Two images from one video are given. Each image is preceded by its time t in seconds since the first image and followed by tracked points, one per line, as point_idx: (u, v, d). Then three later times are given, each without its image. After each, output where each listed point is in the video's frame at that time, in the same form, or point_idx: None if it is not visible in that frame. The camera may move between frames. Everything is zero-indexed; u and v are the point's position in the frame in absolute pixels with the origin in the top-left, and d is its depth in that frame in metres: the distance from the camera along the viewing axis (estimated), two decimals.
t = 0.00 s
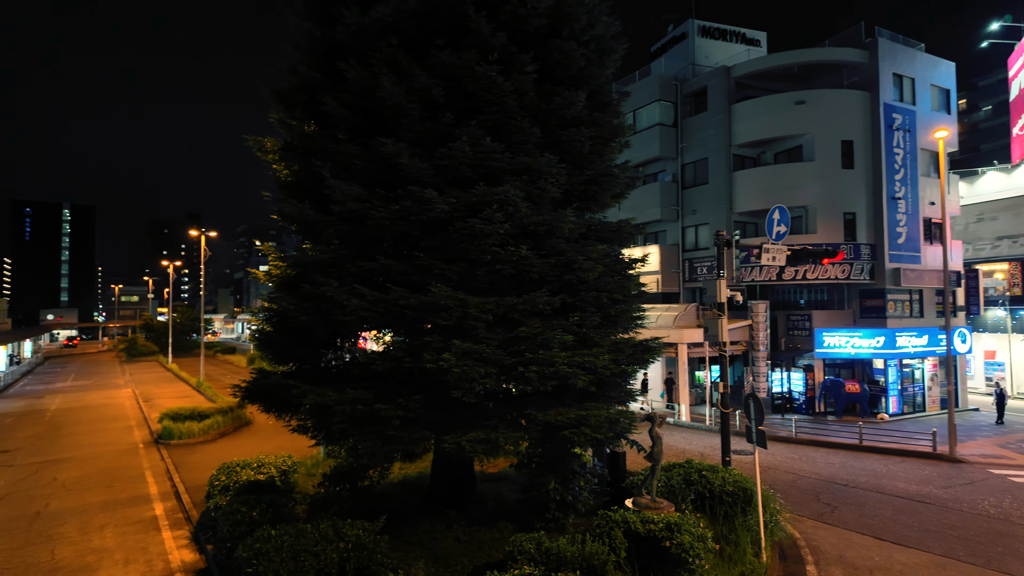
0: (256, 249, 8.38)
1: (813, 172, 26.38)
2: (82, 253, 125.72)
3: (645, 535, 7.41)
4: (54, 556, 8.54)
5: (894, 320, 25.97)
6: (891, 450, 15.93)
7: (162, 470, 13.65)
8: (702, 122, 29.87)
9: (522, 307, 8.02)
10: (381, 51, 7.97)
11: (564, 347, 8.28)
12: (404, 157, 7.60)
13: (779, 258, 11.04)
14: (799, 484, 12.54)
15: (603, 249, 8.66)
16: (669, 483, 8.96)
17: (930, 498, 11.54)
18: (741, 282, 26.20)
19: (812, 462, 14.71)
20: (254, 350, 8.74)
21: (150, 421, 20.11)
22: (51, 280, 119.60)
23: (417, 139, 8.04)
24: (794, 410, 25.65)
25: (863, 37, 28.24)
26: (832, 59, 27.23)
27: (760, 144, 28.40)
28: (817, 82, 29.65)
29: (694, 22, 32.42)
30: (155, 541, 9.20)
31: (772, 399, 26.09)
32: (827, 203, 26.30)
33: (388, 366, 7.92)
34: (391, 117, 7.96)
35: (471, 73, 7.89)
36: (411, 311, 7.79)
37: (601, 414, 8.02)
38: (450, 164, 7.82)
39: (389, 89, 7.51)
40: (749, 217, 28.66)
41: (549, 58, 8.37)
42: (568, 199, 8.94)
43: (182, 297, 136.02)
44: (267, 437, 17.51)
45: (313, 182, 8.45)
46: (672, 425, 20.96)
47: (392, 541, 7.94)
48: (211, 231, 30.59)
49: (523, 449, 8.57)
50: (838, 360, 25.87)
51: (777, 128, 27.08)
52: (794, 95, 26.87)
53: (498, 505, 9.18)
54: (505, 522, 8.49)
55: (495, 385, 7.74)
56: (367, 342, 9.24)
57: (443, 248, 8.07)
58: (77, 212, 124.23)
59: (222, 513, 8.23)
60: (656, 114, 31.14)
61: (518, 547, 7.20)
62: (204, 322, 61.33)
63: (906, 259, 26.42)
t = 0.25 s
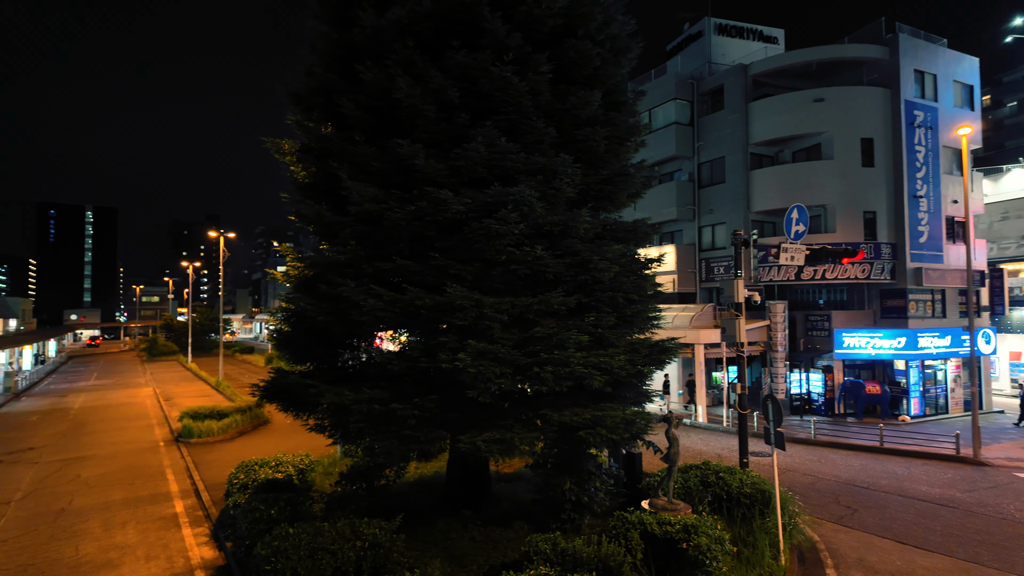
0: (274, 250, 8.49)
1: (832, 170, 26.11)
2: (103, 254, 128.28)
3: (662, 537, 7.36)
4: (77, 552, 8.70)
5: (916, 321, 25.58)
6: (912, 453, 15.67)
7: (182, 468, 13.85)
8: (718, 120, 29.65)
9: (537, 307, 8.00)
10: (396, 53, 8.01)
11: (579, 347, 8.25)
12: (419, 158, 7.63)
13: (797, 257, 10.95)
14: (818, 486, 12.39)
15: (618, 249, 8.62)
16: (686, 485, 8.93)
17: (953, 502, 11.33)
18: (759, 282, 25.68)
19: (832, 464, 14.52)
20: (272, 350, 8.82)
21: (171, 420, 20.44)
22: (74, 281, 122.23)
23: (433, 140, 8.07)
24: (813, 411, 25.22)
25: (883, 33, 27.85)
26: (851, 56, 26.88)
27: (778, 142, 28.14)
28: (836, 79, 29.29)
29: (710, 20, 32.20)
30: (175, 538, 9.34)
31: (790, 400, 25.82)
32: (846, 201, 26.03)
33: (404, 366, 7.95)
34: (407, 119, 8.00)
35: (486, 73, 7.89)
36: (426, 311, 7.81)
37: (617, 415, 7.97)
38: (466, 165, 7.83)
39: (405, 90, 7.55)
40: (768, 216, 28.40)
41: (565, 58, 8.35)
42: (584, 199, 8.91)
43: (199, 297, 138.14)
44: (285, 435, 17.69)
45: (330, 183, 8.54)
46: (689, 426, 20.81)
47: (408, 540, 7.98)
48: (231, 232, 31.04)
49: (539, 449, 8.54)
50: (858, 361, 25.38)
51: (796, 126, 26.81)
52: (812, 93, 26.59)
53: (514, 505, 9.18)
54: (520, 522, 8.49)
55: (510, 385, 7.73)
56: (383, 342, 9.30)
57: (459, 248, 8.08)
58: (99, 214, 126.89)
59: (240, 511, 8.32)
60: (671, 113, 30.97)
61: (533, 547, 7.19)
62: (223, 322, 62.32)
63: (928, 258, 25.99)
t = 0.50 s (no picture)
0: (292, 251, 8.58)
1: (852, 168, 25.80)
2: (123, 255, 130.75)
3: (679, 539, 7.30)
4: (102, 547, 8.87)
5: (938, 322, 25.13)
6: (935, 455, 15.42)
7: (202, 466, 14.04)
8: (736, 119, 29.42)
9: (552, 307, 7.98)
10: (412, 54, 8.05)
11: (594, 347, 8.20)
12: (435, 159, 7.66)
13: (817, 257, 10.81)
14: (837, 489, 12.23)
15: (634, 249, 8.55)
16: (703, 486, 8.88)
17: (978, 505, 11.11)
18: (777, 281, 25.36)
19: (851, 466, 14.33)
20: (290, 350, 8.93)
21: (191, 418, 20.76)
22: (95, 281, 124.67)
23: (448, 140, 8.08)
24: (833, 412, 25.03)
25: (904, 28, 27.42)
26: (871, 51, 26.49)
27: (797, 140, 27.85)
28: (856, 75, 28.89)
29: (727, 17, 31.94)
30: (195, 535, 9.47)
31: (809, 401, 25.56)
32: (866, 200, 25.70)
33: (420, 366, 7.98)
34: (423, 120, 8.03)
35: (501, 73, 7.89)
36: (442, 311, 7.83)
37: (634, 415, 7.90)
38: (481, 165, 7.84)
39: (421, 91, 7.57)
40: (786, 215, 28.14)
41: (580, 57, 8.33)
42: (599, 198, 8.88)
43: (216, 297, 140.25)
44: (302, 434, 17.85)
45: (347, 184, 8.61)
46: (707, 428, 20.64)
47: (424, 539, 8.01)
48: (249, 232, 31.41)
49: (554, 449, 8.52)
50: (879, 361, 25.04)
51: (814, 124, 26.49)
52: (831, 90, 26.22)
53: (529, 505, 9.17)
54: (536, 522, 8.49)
55: (525, 385, 7.72)
56: (399, 342, 9.34)
57: (474, 248, 8.09)
58: (120, 216, 129.43)
59: (259, 509, 8.40)
60: (688, 112, 30.76)
61: (549, 548, 7.17)
62: (242, 322, 63.29)
63: (950, 257, 25.54)
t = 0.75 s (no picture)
0: (309, 251, 8.66)
1: (871, 166, 25.49)
2: (143, 256, 133.13)
3: (696, 540, 7.26)
4: (122, 543, 9.02)
5: (961, 322, 24.69)
6: (958, 458, 15.10)
7: (220, 464, 14.22)
8: (753, 117, 29.18)
9: (567, 307, 7.94)
10: (427, 55, 8.09)
11: (610, 347, 8.14)
12: (449, 159, 7.68)
13: (835, 256, 10.71)
14: (857, 491, 12.06)
15: (649, 248, 8.48)
16: (720, 487, 8.81)
17: (1003, 509, 10.88)
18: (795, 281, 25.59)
19: (871, 468, 14.11)
20: (308, 348, 9.00)
21: (210, 417, 21.05)
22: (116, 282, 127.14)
23: (463, 141, 8.10)
24: (852, 413, 24.44)
25: (925, 23, 27.02)
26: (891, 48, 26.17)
27: (815, 138, 27.55)
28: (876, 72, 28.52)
29: (743, 14, 31.67)
30: (214, 532, 9.59)
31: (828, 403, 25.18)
32: (886, 197, 25.42)
33: (435, 365, 8.01)
34: (437, 120, 8.06)
35: (516, 73, 7.88)
36: (457, 310, 7.84)
37: (649, 416, 7.82)
38: (495, 165, 7.83)
39: (436, 92, 7.60)
40: (804, 214, 27.85)
41: (595, 56, 8.31)
42: (614, 197, 8.84)
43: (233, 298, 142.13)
44: (319, 433, 17.99)
45: (362, 185, 8.68)
46: (723, 428, 20.46)
47: (440, 538, 8.05)
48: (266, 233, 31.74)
49: (569, 449, 8.51)
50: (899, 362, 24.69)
51: (832, 121, 26.37)
52: (849, 87, 26.04)
53: (544, 505, 9.16)
54: (551, 522, 8.47)
55: (540, 385, 7.70)
56: (414, 341, 9.37)
57: (489, 248, 8.10)
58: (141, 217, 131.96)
59: (277, 506, 8.49)
60: (704, 110, 30.51)
61: (564, 548, 7.15)
62: (260, 322, 64.14)
63: (973, 256, 25.04)
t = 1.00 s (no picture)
0: (324, 251, 8.73)
1: (891, 163, 25.16)
2: (162, 257, 135.31)
3: (712, 542, 7.20)
4: (143, 540, 9.16)
5: (983, 322, 24.17)
6: (980, 460, 14.81)
7: (238, 463, 14.37)
8: (770, 115, 28.91)
9: (581, 306, 7.91)
10: (441, 56, 8.12)
11: (624, 347, 8.09)
12: (464, 159, 7.70)
13: (853, 255, 10.65)
14: (876, 493, 11.90)
15: (665, 248, 8.41)
16: (736, 489, 8.70)
17: None
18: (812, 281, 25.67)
19: (891, 470, 13.92)
20: (324, 348, 9.15)
21: (227, 416, 21.30)
22: (135, 282, 129.33)
23: (477, 141, 8.11)
24: (871, 415, 24.34)
25: (947, 18, 26.59)
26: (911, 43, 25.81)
27: (833, 135, 27.25)
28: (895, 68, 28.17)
29: (759, 11, 31.39)
30: (232, 529, 9.71)
31: (846, 403, 24.83)
32: (906, 195, 25.07)
33: (449, 365, 8.02)
34: (451, 120, 8.08)
35: (530, 73, 7.87)
36: (471, 310, 7.85)
37: (665, 416, 7.74)
38: (509, 165, 7.83)
39: (450, 92, 7.61)
40: (822, 213, 27.69)
41: (609, 54, 8.28)
42: (629, 196, 8.81)
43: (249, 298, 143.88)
44: (335, 432, 18.12)
45: (377, 185, 8.75)
46: (740, 429, 20.28)
47: (455, 537, 8.07)
48: (282, 234, 32.03)
49: (584, 449, 8.49)
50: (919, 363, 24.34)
51: (850, 119, 26.09)
52: (868, 84, 25.79)
53: (559, 505, 9.15)
54: (565, 523, 8.45)
55: (555, 385, 7.67)
56: (429, 341, 9.41)
57: (503, 248, 8.09)
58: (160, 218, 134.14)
59: (293, 504, 8.57)
60: (719, 108, 30.24)
61: (579, 548, 7.12)
62: (277, 322, 64.92)
63: (995, 255, 24.58)
